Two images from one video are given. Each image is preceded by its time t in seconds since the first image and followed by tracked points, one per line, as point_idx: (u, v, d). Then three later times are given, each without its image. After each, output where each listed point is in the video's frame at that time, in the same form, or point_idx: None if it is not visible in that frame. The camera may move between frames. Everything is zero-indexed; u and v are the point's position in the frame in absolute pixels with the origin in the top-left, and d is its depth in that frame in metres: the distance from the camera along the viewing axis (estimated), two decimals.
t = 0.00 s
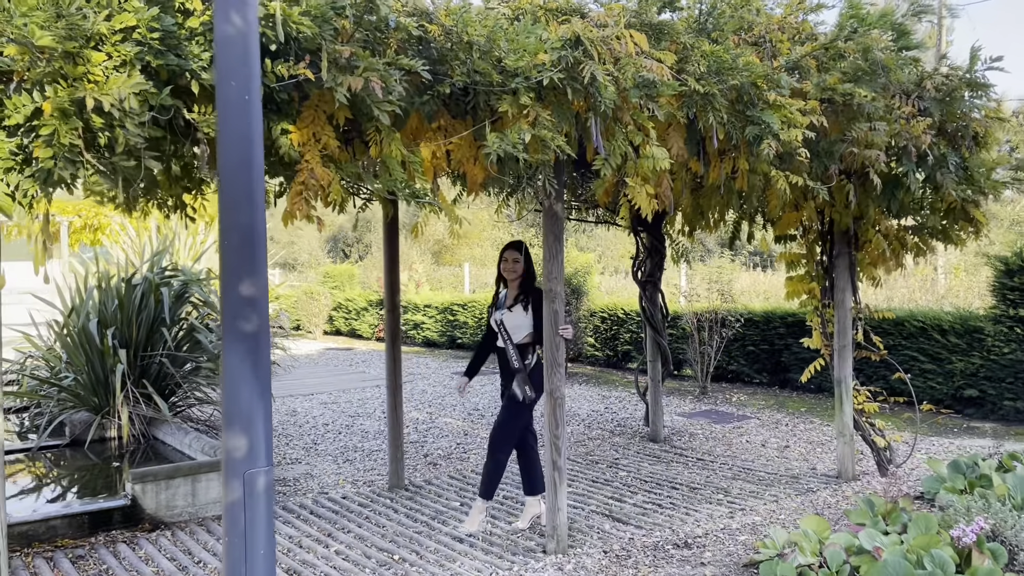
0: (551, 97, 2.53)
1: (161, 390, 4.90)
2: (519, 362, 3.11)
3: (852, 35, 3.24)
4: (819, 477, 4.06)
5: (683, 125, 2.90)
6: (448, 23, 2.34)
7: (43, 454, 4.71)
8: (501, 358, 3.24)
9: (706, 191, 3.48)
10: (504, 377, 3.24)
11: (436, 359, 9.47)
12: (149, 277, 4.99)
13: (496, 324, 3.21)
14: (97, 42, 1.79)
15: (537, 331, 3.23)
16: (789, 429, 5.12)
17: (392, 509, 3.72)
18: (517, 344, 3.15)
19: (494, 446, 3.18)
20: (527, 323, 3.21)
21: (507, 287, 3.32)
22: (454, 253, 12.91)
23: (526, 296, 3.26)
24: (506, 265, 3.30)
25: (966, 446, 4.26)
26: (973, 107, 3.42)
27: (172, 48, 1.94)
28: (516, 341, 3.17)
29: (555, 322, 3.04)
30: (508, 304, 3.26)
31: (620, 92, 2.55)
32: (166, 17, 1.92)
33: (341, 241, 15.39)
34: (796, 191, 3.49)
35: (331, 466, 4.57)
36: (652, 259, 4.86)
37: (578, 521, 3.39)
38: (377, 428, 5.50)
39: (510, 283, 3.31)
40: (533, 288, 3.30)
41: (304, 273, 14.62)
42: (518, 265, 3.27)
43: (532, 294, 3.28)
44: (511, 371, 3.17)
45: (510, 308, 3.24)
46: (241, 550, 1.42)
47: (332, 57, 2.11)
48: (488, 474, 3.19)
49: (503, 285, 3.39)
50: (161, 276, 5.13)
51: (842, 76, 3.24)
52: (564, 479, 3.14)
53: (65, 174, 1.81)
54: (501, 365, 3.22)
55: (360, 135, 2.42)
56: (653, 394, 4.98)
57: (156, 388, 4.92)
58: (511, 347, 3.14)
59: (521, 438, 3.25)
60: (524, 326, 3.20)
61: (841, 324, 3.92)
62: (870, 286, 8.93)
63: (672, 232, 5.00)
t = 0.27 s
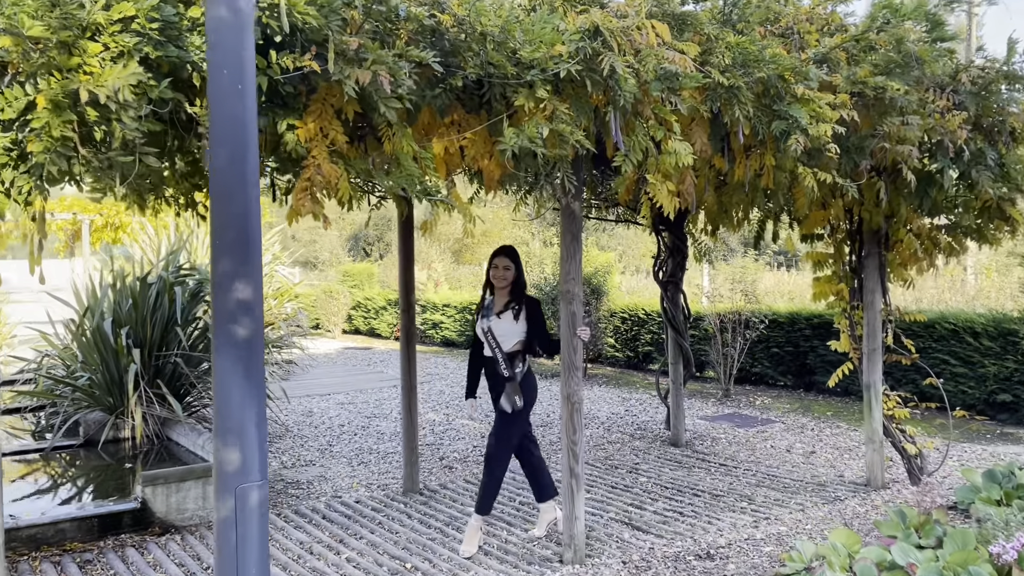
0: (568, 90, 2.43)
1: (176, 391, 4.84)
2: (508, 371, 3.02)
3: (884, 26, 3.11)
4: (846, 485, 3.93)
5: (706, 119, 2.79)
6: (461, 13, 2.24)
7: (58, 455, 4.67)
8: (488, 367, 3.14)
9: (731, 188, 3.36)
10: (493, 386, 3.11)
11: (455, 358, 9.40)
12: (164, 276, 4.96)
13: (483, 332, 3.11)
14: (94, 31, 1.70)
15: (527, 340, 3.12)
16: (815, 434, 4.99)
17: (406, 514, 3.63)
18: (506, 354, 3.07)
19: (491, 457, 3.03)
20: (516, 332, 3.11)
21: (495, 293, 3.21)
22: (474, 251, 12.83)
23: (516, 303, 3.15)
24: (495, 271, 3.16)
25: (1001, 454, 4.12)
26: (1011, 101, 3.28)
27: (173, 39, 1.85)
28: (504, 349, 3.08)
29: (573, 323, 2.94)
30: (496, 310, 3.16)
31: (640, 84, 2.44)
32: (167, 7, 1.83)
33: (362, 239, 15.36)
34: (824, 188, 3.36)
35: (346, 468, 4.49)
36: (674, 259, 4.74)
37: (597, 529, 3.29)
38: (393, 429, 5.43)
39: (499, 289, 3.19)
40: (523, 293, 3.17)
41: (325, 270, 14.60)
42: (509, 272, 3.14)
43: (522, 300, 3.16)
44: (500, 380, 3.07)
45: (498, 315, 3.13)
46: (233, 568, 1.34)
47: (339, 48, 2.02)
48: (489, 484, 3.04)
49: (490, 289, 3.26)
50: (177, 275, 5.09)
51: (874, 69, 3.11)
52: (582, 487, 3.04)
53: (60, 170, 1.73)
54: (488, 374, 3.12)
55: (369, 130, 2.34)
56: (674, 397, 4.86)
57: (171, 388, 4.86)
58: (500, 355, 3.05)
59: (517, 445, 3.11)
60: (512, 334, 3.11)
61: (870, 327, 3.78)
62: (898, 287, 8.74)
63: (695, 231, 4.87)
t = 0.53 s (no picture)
0: (584, 85, 2.35)
1: (190, 390, 4.79)
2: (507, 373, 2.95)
3: (915, 19, 3.00)
4: (871, 491, 3.83)
5: (727, 115, 2.70)
6: (472, 6, 2.17)
7: (72, 454, 4.66)
8: (483, 368, 3.04)
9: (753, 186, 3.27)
10: (492, 388, 3.02)
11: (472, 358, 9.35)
12: (179, 275, 4.92)
13: (480, 332, 3.01)
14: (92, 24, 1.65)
15: (525, 341, 3.06)
16: (839, 438, 4.88)
17: (419, 518, 3.57)
18: (504, 354, 2.99)
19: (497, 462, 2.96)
20: (513, 333, 3.03)
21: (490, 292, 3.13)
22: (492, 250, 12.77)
23: (513, 303, 3.07)
24: (493, 269, 3.09)
25: None
26: None
27: (176, 32, 1.80)
28: (502, 350, 3.00)
29: (590, 325, 2.86)
30: (491, 311, 3.07)
31: (658, 78, 2.36)
32: None
33: (381, 237, 15.35)
34: (850, 186, 3.26)
35: (360, 470, 4.44)
36: (694, 258, 4.65)
37: (613, 535, 3.21)
38: (408, 430, 5.38)
39: (495, 288, 3.12)
40: (520, 294, 3.10)
41: (344, 269, 14.60)
42: (507, 270, 3.08)
43: (520, 300, 3.09)
44: (498, 382, 2.99)
45: (497, 315, 3.04)
46: None
47: (347, 42, 1.96)
48: (494, 491, 2.95)
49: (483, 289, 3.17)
50: (192, 275, 5.06)
51: (902, 63, 3.01)
52: (599, 493, 2.97)
53: (58, 168, 1.68)
54: (484, 376, 3.04)
55: (380, 126, 2.28)
56: (693, 399, 4.77)
57: (185, 388, 4.82)
58: (498, 357, 2.97)
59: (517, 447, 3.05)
60: (511, 335, 3.03)
61: (897, 329, 3.68)
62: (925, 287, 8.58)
63: (715, 230, 4.78)
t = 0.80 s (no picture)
0: (602, 77, 2.29)
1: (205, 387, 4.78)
2: (524, 372, 2.92)
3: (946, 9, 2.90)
4: (897, 494, 3.74)
5: (748, 108, 2.63)
6: None
7: (88, 450, 4.66)
8: (494, 366, 2.98)
9: (775, 182, 3.19)
10: (502, 387, 2.95)
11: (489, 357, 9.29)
12: (195, 272, 4.90)
13: (495, 331, 2.96)
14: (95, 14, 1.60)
15: (536, 339, 3.01)
16: (862, 439, 4.78)
17: (433, 518, 3.52)
18: (519, 353, 2.95)
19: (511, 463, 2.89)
20: (526, 330, 2.99)
21: (499, 287, 3.06)
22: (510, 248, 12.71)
23: (523, 299, 3.03)
24: (502, 261, 3.04)
25: None
26: None
27: (182, 21, 1.76)
28: (518, 349, 2.97)
29: (607, 323, 2.79)
30: (503, 307, 3.01)
31: (678, 70, 2.29)
32: None
33: (399, 235, 15.32)
34: (875, 181, 3.17)
35: (374, 469, 4.40)
36: (714, 256, 4.58)
37: (631, 538, 3.15)
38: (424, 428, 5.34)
39: (504, 283, 3.06)
40: (530, 289, 3.05)
41: (361, 267, 14.59)
42: (515, 262, 3.03)
43: (531, 296, 3.04)
44: (511, 381, 2.93)
45: (510, 314, 2.99)
46: None
47: (358, 32, 1.91)
48: (506, 493, 2.89)
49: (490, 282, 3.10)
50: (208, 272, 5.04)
51: (931, 55, 2.92)
52: (616, 495, 2.91)
53: (61, 161, 1.64)
54: (495, 373, 2.96)
55: (393, 119, 2.23)
56: (713, 400, 4.69)
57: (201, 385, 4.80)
58: (514, 356, 2.94)
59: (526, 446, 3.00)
60: (525, 334, 2.98)
61: (924, 328, 3.58)
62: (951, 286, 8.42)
63: (736, 227, 4.69)
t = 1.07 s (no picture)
0: (618, 69, 2.23)
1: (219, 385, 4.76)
2: (533, 371, 2.86)
3: None
4: (918, 496, 3.66)
5: (768, 101, 2.57)
6: None
7: (102, 447, 4.65)
8: (506, 363, 2.93)
9: (795, 176, 3.12)
10: (512, 386, 2.91)
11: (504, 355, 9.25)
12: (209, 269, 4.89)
13: (509, 327, 2.90)
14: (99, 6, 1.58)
15: (550, 336, 2.97)
16: (883, 440, 4.69)
17: (447, 517, 3.49)
18: (531, 351, 2.90)
19: (521, 462, 2.83)
20: (540, 326, 2.95)
21: (512, 282, 3.02)
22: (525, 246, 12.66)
23: (536, 294, 2.99)
24: (512, 255, 3.00)
25: None
26: None
27: (189, 12, 1.73)
28: (530, 346, 2.91)
29: (623, 321, 2.74)
30: (516, 303, 2.97)
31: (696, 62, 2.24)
32: None
33: (414, 232, 15.30)
34: (898, 176, 3.10)
35: (388, 467, 4.37)
36: (731, 253, 4.51)
37: (647, 539, 3.10)
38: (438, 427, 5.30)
39: (517, 277, 3.01)
40: (543, 283, 3.01)
41: (377, 265, 14.58)
42: (526, 255, 2.98)
43: (544, 290, 3.00)
44: (521, 380, 2.89)
45: (524, 310, 2.95)
46: None
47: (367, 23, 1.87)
48: (517, 493, 2.84)
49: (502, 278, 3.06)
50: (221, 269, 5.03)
51: (956, 47, 2.81)
52: (632, 495, 2.85)
53: (66, 154, 1.61)
54: (507, 370, 2.92)
55: (405, 113, 2.19)
56: (730, 399, 4.62)
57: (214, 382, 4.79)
58: (526, 354, 2.88)
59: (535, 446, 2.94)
60: (538, 330, 2.94)
61: (947, 327, 3.50)
62: (976, 285, 8.26)
63: (754, 224, 4.63)
